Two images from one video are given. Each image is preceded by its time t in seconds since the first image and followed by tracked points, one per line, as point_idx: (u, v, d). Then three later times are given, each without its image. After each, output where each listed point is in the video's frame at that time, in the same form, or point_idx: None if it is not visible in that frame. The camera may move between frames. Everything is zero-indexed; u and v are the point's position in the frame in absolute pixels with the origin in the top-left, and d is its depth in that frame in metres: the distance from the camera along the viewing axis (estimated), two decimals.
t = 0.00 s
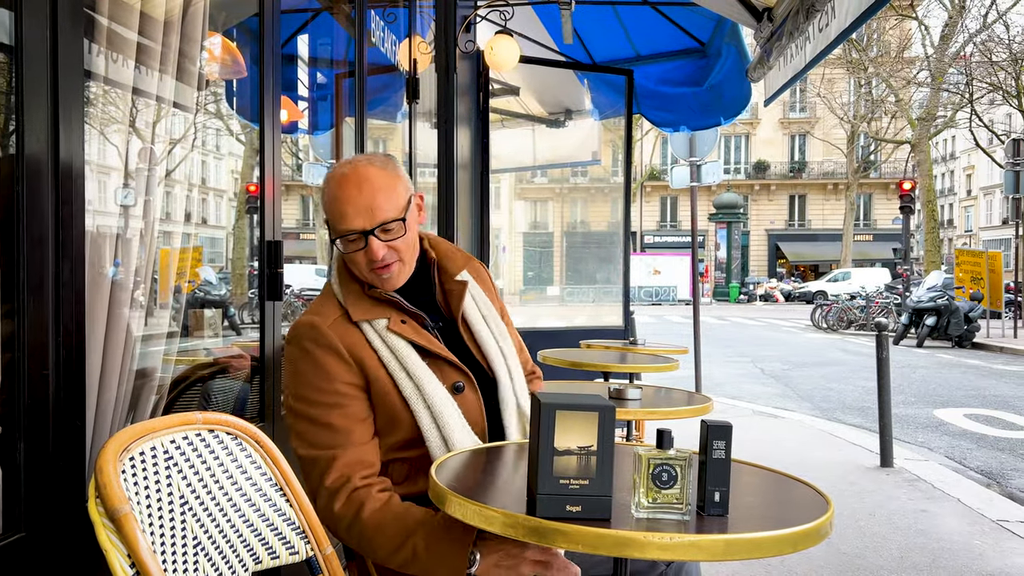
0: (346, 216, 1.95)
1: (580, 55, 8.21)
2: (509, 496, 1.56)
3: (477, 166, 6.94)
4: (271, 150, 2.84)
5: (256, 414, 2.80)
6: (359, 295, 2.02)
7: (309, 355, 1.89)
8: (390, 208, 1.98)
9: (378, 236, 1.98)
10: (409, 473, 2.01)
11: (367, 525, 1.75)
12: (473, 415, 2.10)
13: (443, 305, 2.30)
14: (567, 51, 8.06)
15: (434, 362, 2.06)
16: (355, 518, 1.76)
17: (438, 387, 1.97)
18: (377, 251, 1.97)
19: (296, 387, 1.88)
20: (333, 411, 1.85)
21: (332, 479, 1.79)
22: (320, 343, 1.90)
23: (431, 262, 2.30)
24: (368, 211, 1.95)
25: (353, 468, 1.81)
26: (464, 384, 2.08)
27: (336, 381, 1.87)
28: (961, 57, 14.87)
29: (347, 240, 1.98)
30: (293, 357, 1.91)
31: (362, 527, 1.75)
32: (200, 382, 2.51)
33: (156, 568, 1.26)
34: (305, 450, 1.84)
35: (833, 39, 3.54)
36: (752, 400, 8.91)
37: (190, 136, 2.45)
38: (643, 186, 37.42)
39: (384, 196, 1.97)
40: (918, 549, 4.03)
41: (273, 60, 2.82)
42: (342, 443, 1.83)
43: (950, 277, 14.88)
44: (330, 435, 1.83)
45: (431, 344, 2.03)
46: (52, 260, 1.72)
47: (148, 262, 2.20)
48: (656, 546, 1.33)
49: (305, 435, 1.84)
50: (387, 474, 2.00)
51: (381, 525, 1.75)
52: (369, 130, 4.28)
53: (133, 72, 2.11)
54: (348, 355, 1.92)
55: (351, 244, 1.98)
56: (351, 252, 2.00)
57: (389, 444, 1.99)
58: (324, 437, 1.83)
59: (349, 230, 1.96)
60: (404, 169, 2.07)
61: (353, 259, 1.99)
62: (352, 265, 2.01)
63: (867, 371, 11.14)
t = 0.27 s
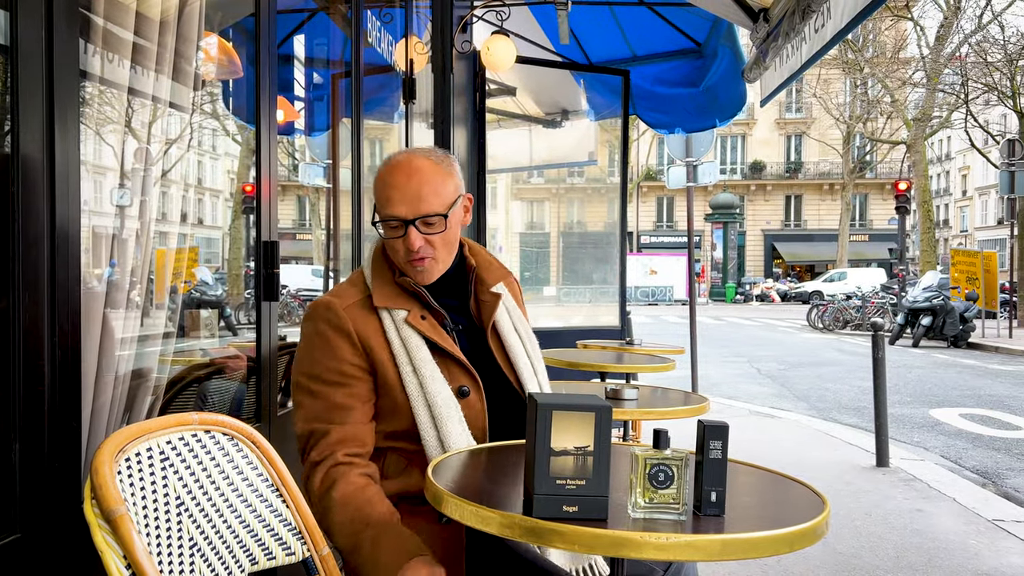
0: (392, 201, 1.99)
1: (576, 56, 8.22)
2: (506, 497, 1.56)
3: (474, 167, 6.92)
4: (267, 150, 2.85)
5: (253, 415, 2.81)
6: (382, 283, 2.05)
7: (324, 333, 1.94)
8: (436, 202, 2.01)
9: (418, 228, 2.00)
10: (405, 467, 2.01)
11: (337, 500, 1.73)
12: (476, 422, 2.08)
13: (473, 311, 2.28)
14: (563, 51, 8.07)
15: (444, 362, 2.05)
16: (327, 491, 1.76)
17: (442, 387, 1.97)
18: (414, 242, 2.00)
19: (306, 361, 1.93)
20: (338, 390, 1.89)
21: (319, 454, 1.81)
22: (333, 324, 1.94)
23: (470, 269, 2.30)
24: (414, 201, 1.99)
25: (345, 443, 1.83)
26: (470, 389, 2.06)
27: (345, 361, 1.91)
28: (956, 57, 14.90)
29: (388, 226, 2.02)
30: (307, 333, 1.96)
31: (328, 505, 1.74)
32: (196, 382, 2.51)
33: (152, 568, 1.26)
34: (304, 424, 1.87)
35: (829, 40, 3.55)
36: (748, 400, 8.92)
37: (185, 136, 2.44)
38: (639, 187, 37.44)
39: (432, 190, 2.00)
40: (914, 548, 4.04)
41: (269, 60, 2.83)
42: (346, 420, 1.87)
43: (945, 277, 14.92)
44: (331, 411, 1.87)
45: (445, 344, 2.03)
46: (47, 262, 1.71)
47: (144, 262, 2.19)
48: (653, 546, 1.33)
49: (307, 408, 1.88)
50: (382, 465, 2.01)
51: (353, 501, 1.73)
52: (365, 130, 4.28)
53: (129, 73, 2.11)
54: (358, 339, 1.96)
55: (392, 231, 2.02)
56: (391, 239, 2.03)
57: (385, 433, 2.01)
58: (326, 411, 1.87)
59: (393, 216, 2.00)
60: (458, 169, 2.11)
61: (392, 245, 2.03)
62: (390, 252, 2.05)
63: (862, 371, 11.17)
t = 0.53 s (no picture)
0: (415, 199, 1.99)
1: (573, 56, 8.22)
2: (503, 498, 1.56)
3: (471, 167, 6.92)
4: (264, 150, 2.86)
5: (248, 415, 2.81)
6: (409, 282, 2.04)
7: (356, 322, 1.92)
8: (459, 203, 2.01)
9: (441, 228, 2.01)
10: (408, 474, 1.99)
11: (338, 473, 1.60)
12: (491, 432, 2.07)
13: (493, 318, 2.26)
14: (560, 52, 8.07)
15: (468, 368, 2.04)
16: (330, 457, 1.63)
17: (470, 401, 1.96)
18: (435, 242, 2.00)
19: (337, 342, 1.91)
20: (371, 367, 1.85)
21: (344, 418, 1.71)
22: (366, 311, 1.93)
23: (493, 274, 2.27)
24: (437, 200, 2.00)
25: (370, 416, 1.73)
26: (491, 397, 2.06)
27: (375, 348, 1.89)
28: (952, 58, 14.94)
29: (410, 224, 2.03)
30: (338, 320, 1.94)
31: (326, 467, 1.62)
32: (192, 382, 2.50)
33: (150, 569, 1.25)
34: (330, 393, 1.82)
35: (825, 41, 3.56)
36: (745, 400, 8.93)
37: (182, 135, 2.44)
38: (636, 187, 37.46)
39: (456, 191, 2.01)
40: (911, 548, 4.05)
41: (266, 59, 2.83)
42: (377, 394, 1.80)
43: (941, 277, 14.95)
44: (359, 384, 1.81)
45: (470, 351, 2.02)
46: (42, 261, 1.71)
47: (140, 263, 2.19)
48: (649, 546, 1.33)
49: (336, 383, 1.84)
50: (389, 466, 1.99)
51: (348, 486, 1.59)
52: (363, 131, 4.28)
53: (126, 72, 2.11)
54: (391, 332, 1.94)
55: (413, 230, 2.03)
56: (413, 238, 2.04)
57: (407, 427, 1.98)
58: (354, 382, 1.82)
59: (415, 215, 2.01)
60: (483, 170, 2.11)
61: (413, 244, 2.03)
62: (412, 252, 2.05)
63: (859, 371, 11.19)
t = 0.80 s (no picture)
0: (411, 207, 1.93)
1: (570, 56, 8.21)
2: (501, 498, 1.56)
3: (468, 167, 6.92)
4: (260, 150, 2.86)
5: (246, 415, 2.81)
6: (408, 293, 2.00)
7: (357, 333, 1.87)
8: (457, 209, 1.95)
9: (440, 235, 1.95)
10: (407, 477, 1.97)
11: (324, 500, 1.58)
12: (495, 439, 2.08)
13: (492, 321, 2.25)
14: (557, 52, 8.07)
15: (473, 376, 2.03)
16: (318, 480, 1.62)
17: (473, 408, 1.97)
18: (433, 251, 1.94)
19: (336, 353, 1.86)
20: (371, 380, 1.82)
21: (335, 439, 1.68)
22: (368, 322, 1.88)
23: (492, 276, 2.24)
24: (434, 207, 1.93)
25: (362, 436, 1.70)
26: (495, 406, 2.06)
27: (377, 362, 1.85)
28: (949, 58, 14.96)
29: (406, 233, 1.96)
30: (337, 331, 1.89)
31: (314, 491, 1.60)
32: (189, 383, 2.50)
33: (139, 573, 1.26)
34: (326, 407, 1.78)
35: (822, 41, 3.56)
36: (742, 400, 8.94)
37: (179, 136, 2.43)
38: (633, 187, 37.48)
39: (453, 197, 1.95)
40: (907, 548, 4.05)
41: (262, 59, 2.82)
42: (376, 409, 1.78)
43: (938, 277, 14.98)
44: (357, 400, 1.78)
45: (475, 360, 2.01)
46: (38, 261, 1.70)
47: (137, 263, 2.18)
48: (646, 546, 1.34)
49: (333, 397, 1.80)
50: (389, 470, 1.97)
51: (334, 513, 1.58)
52: (359, 131, 4.27)
53: (122, 72, 2.10)
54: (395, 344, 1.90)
55: (410, 238, 1.96)
56: (410, 247, 1.98)
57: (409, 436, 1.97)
58: (350, 398, 1.78)
59: (411, 223, 1.94)
60: (479, 171, 2.05)
61: (410, 253, 1.97)
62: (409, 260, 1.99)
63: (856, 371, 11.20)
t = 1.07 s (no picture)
0: (382, 212, 1.92)
1: (568, 56, 8.22)
2: (499, 499, 1.56)
3: (466, 168, 6.92)
4: (258, 150, 2.84)
5: (242, 416, 2.80)
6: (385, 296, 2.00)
7: (334, 338, 1.89)
8: (428, 210, 1.95)
9: (412, 238, 1.95)
10: (402, 476, 1.98)
11: (315, 495, 1.58)
12: (483, 437, 2.08)
13: (472, 318, 2.26)
14: (555, 52, 8.08)
15: (456, 375, 2.04)
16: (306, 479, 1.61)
17: (457, 404, 1.97)
18: (408, 254, 1.94)
19: (315, 359, 1.88)
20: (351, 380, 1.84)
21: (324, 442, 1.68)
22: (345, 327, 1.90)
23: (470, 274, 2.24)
24: (405, 210, 1.93)
25: (349, 433, 1.71)
26: (480, 403, 2.06)
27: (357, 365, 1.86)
28: (945, 59, 15.00)
29: (378, 237, 1.96)
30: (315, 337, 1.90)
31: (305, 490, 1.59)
32: (186, 383, 2.49)
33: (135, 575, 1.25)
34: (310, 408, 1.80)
35: (819, 41, 3.57)
36: (739, 400, 8.95)
37: (176, 136, 2.43)
38: (631, 187, 37.49)
39: (424, 199, 1.94)
40: (905, 547, 4.06)
41: (260, 59, 2.82)
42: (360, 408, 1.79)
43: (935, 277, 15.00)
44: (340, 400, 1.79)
45: (456, 359, 2.01)
46: (36, 260, 1.70)
47: (134, 263, 2.18)
48: (644, 546, 1.34)
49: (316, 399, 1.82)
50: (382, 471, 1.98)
51: (324, 507, 1.57)
52: (357, 131, 4.27)
53: (119, 72, 2.10)
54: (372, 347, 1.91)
55: (383, 242, 1.96)
56: (383, 250, 1.98)
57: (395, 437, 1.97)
58: (333, 399, 1.79)
59: (383, 227, 1.94)
60: (449, 171, 2.05)
61: (383, 257, 1.97)
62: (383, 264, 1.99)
63: (853, 371, 11.22)
